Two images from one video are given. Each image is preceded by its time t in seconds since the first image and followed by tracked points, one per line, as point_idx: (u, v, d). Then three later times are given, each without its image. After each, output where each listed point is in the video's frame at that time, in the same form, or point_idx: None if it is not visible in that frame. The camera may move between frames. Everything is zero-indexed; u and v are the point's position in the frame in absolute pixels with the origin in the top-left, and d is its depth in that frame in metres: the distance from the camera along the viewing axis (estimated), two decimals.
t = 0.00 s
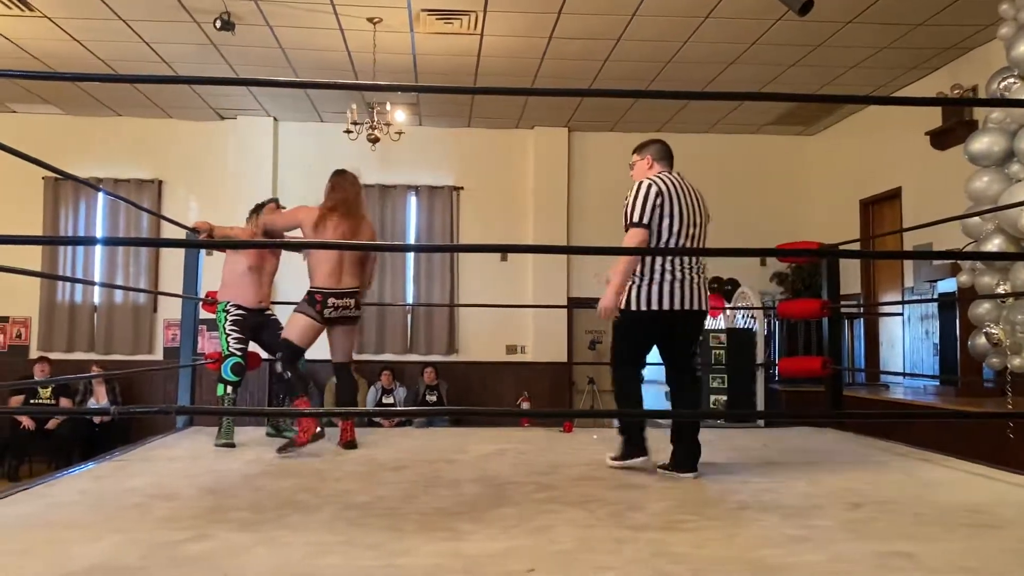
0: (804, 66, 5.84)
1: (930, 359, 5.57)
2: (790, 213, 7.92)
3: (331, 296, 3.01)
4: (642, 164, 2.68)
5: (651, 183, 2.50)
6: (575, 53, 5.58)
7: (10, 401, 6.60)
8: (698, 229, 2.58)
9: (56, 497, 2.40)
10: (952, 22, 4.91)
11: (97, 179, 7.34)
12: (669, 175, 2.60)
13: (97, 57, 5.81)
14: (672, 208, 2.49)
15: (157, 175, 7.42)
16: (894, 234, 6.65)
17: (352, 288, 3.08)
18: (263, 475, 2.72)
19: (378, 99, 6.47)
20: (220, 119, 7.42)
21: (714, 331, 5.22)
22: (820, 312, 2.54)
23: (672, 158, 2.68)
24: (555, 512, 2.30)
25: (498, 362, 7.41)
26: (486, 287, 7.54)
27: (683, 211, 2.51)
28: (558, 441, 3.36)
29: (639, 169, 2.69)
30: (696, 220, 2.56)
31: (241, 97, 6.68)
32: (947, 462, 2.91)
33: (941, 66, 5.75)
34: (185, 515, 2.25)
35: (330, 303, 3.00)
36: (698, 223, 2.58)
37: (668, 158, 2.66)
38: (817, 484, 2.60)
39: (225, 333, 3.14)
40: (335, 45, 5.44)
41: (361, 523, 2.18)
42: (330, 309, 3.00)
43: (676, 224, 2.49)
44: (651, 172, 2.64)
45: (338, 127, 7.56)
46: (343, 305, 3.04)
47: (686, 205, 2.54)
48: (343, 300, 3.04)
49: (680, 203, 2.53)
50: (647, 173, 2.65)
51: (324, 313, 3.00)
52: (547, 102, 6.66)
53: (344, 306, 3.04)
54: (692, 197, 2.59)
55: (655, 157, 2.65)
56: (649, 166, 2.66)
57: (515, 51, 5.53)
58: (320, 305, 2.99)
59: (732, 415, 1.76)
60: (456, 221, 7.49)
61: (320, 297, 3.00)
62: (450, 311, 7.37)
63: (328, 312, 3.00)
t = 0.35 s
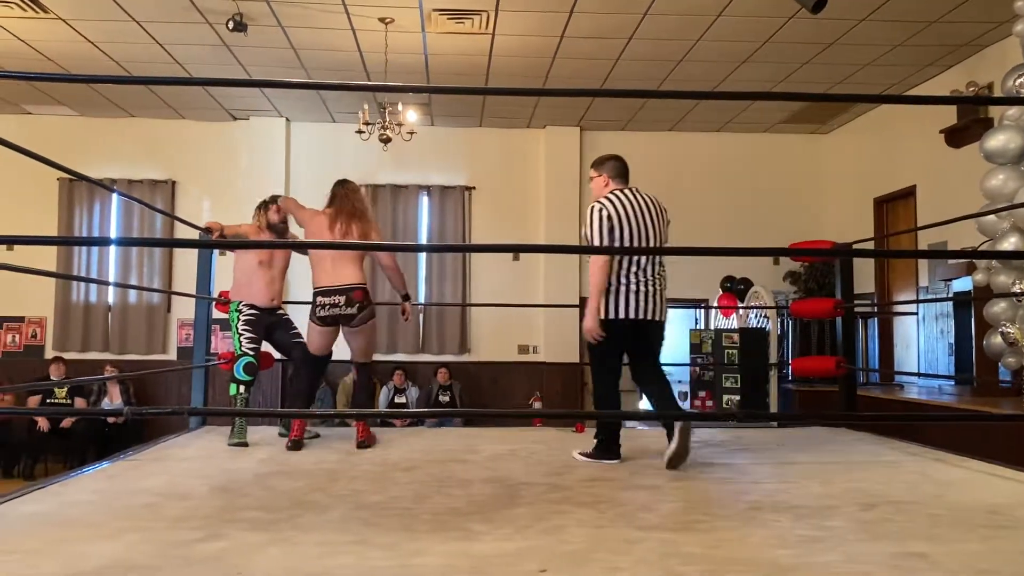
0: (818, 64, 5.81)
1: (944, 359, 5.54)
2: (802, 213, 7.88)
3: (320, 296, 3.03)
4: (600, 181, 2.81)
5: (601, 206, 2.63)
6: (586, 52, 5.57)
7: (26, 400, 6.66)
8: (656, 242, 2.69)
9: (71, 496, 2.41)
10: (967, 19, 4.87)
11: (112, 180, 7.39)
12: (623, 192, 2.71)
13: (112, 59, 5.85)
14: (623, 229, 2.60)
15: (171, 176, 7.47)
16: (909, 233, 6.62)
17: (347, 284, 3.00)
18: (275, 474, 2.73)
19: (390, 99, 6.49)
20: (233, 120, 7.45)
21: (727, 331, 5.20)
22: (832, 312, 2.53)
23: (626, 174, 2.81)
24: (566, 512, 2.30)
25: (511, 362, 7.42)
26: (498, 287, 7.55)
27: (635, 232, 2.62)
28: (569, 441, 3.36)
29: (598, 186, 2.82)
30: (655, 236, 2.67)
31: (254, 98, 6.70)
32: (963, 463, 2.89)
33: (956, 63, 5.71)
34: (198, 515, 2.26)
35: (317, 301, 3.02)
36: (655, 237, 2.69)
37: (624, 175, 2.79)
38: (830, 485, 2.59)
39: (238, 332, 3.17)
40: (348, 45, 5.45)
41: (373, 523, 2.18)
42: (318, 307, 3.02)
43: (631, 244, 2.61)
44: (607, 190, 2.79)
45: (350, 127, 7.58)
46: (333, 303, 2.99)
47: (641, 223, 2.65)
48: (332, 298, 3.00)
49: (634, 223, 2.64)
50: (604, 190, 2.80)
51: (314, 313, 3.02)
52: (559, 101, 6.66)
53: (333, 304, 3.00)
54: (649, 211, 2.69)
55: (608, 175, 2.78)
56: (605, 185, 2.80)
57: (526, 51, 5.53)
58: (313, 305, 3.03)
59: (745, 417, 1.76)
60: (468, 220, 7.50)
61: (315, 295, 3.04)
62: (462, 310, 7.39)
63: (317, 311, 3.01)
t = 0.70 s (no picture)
0: (830, 62, 5.78)
1: (960, 358, 5.51)
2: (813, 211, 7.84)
3: (343, 301, 2.95)
4: (581, 187, 2.95)
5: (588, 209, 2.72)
6: (597, 51, 5.56)
7: (42, 400, 6.71)
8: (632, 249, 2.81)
9: (85, 495, 2.43)
10: (982, 16, 4.84)
11: (125, 181, 7.44)
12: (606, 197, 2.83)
13: (126, 60, 5.88)
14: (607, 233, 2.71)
15: (184, 177, 7.50)
16: (923, 232, 6.58)
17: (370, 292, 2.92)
18: (288, 473, 2.73)
19: (401, 99, 6.50)
20: (246, 121, 7.48)
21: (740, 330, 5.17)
22: (847, 312, 2.52)
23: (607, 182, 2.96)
24: (579, 511, 2.30)
25: (523, 361, 7.42)
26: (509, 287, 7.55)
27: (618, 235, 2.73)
28: (581, 441, 3.35)
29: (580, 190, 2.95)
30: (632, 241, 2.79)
31: (266, 98, 6.73)
32: (979, 463, 2.87)
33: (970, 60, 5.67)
34: (212, 513, 2.27)
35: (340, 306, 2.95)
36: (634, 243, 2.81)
37: (604, 181, 2.93)
38: (843, 485, 2.58)
39: (252, 329, 3.19)
40: (360, 46, 5.46)
41: (385, 522, 2.19)
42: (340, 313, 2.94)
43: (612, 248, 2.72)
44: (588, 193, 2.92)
45: (361, 128, 7.59)
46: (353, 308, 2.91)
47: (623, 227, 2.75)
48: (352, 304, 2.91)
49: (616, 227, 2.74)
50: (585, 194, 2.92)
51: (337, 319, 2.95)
52: (570, 100, 6.65)
53: (353, 310, 2.91)
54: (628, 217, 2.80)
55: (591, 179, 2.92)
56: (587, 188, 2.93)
57: (536, 50, 5.53)
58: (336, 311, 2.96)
59: (759, 416, 1.75)
60: (479, 219, 7.50)
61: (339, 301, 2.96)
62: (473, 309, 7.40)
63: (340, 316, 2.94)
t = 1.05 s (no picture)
0: (843, 61, 5.76)
1: (974, 358, 5.48)
2: (825, 211, 7.81)
3: (367, 301, 2.87)
4: (574, 199, 3.22)
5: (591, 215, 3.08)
6: (608, 52, 5.56)
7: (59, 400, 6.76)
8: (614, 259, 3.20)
9: (101, 495, 2.44)
10: (996, 14, 4.81)
11: (138, 182, 7.47)
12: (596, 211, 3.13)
13: (139, 63, 5.91)
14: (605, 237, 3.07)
15: (197, 178, 7.54)
16: (937, 231, 6.55)
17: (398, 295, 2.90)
18: (301, 473, 2.75)
19: (413, 101, 6.52)
20: (258, 122, 7.51)
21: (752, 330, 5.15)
22: (859, 312, 2.52)
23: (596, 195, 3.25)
24: (591, 511, 2.30)
25: (535, 362, 7.42)
26: (521, 287, 7.56)
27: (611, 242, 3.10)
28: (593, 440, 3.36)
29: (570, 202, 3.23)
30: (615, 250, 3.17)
31: (278, 100, 6.76)
32: (993, 464, 2.85)
33: (983, 57, 5.63)
34: (227, 513, 2.29)
35: (362, 307, 2.87)
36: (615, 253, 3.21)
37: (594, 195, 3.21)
38: (856, 485, 2.57)
39: (271, 325, 3.18)
40: (372, 47, 5.48)
41: (398, 522, 2.20)
42: (364, 313, 2.87)
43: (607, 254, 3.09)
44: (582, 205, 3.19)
45: (373, 129, 7.61)
46: (382, 309, 2.84)
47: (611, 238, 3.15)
48: (380, 305, 2.85)
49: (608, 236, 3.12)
50: (580, 206, 3.19)
51: (360, 318, 2.88)
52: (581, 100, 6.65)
53: (381, 311, 2.85)
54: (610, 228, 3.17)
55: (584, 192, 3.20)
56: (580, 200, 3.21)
57: (548, 51, 5.53)
58: (360, 310, 2.87)
59: (770, 416, 1.74)
60: (490, 220, 7.51)
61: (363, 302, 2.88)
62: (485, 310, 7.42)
63: (364, 317, 2.86)
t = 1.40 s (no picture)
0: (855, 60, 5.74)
1: (989, 358, 5.45)
2: (836, 210, 7.76)
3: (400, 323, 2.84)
4: (558, 204, 3.29)
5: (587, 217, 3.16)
6: (619, 51, 5.56)
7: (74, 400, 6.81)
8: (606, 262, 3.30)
9: (116, 495, 2.46)
10: (1010, 12, 4.78)
11: (152, 185, 7.52)
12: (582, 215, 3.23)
13: (153, 65, 5.95)
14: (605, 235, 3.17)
15: (210, 180, 7.58)
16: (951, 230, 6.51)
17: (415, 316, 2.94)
18: (315, 474, 2.76)
19: (425, 102, 6.54)
20: (271, 124, 7.55)
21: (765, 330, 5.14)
22: (873, 311, 2.51)
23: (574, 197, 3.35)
24: (603, 512, 2.30)
25: (547, 362, 7.42)
26: (533, 288, 7.56)
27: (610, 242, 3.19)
28: (605, 441, 3.35)
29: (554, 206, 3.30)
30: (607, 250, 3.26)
31: (291, 102, 6.79)
32: (1008, 465, 2.83)
33: (997, 55, 5.60)
34: (240, 513, 2.30)
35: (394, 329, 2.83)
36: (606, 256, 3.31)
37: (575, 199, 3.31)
38: (870, 486, 2.56)
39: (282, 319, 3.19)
40: (384, 49, 5.49)
41: (410, 522, 2.20)
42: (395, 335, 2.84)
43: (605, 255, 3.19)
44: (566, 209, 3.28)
45: (384, 130, 7.63)
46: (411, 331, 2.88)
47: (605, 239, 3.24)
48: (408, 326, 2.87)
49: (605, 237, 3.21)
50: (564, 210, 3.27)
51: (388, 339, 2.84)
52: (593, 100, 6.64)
53: (409, 332, 2.88)
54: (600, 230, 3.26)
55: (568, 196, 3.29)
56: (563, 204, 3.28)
57: (560, 51, 5.53)
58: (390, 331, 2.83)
59: (783, 417, 1.74)
60: (501, 220, 7.51)
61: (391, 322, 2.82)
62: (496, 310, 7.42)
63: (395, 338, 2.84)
